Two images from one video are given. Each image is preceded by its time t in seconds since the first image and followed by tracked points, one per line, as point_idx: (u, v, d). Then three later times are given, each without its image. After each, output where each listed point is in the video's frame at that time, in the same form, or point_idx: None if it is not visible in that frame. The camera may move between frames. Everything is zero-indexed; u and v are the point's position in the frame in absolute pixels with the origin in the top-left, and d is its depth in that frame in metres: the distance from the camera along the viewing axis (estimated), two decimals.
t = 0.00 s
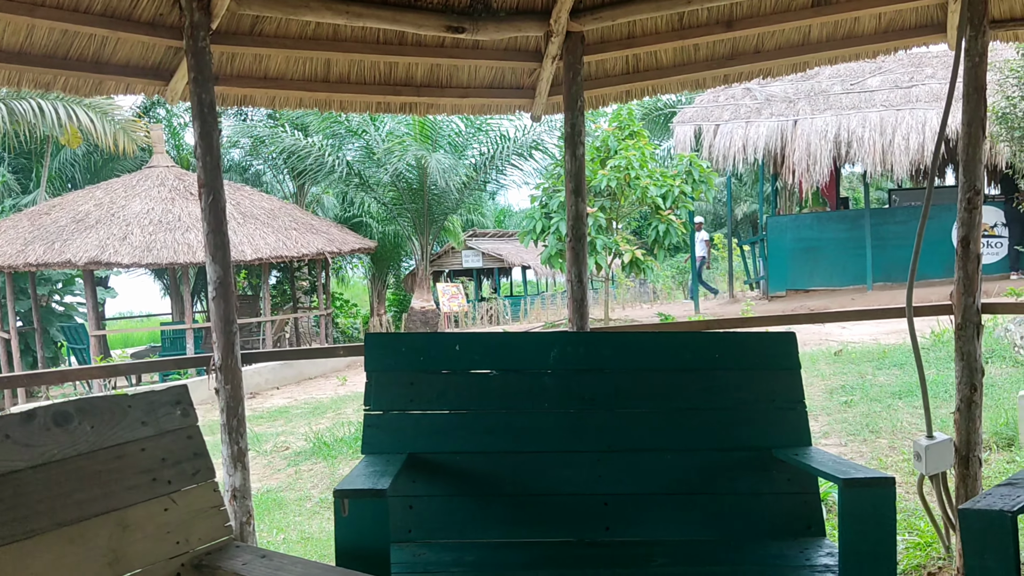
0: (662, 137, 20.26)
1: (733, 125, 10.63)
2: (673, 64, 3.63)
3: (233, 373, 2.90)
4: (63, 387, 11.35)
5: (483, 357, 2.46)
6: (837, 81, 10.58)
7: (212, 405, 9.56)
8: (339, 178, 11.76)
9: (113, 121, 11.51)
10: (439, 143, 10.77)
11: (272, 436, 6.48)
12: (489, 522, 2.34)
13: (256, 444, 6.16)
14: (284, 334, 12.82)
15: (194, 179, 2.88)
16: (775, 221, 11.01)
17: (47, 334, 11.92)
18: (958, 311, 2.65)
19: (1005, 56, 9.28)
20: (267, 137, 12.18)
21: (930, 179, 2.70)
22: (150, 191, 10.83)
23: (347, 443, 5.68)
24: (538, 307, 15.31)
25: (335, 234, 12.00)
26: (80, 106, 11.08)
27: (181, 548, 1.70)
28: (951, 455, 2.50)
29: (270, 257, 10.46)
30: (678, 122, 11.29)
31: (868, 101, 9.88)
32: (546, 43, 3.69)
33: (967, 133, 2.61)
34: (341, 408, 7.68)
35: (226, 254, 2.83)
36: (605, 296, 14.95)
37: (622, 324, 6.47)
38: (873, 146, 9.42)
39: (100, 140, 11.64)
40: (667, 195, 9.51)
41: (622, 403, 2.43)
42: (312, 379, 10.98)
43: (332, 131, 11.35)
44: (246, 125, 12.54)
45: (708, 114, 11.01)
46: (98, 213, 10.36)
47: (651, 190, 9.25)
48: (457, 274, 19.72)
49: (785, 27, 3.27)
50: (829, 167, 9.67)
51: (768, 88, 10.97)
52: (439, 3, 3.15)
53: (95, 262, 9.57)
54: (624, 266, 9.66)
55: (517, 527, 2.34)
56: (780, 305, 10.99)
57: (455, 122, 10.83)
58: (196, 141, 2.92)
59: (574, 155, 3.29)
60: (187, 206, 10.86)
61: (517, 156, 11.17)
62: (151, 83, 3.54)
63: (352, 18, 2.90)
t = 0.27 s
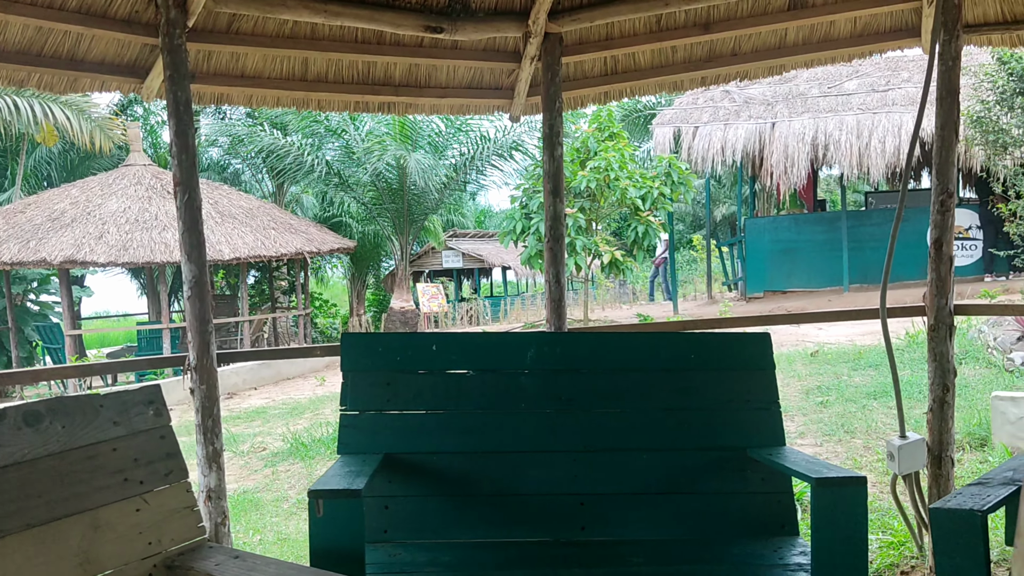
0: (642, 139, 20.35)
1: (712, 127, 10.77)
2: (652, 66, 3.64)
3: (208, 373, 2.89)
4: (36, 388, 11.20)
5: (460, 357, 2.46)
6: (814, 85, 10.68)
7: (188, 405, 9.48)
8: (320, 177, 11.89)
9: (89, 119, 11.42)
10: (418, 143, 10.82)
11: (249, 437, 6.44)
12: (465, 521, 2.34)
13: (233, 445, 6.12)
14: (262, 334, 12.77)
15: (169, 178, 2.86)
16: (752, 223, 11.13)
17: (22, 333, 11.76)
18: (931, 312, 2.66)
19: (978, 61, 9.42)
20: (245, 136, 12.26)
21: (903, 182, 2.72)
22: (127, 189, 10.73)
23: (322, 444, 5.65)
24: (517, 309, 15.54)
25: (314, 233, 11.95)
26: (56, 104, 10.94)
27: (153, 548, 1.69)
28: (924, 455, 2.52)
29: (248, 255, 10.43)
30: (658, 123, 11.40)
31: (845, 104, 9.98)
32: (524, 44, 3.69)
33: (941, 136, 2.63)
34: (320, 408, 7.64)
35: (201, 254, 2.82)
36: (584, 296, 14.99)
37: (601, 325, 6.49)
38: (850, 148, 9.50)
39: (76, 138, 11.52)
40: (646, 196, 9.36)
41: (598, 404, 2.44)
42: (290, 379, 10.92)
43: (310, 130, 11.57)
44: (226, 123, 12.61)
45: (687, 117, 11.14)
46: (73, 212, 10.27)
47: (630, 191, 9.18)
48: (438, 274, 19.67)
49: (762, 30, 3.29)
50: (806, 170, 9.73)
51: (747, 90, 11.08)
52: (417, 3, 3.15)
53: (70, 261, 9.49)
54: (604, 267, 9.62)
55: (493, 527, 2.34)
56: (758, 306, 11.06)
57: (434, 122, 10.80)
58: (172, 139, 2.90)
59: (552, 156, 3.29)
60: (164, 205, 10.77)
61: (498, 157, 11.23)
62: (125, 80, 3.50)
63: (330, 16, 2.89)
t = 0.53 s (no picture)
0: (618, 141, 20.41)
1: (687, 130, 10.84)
2: (627, 68, 3.66)
3: (178, 374, 2.87)
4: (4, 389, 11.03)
5: (432, 358, 2.45)
6: (788, 88, 10.78)
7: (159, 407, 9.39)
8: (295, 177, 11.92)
9: (60, 117, 11.27)
10: (393, 143, 10.88)
11: (221, 438, 6.40)
12: (438, 524, 2.33)
13: (204, 447, 6.06)
14: (235, 334, 12.63)
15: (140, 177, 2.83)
16: (727, 225, 11.29)
17: None
18: (900, 315, 2.69)
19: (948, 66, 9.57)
20: (218, 135, 12.14)
21: (873, 185, 2.75)
22: (98, 187, 10.60)
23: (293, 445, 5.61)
24: (494, 309, 15.57)
25: (288, 233, 11.89)
26: (26, 101, 10.68)
27: (118, 553, 1.67)
28: (892, 456, 2.54)
29: (221, 255, 10.35)
30: (634, 126, 11.57)
31: (819, 108, 10.08)
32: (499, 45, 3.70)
33: (911, 140, 2.66)
34: (294, 409, 7.60)
35: (171, 254, 2.80)
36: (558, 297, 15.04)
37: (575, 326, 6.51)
38: (823, 151, 9.58)
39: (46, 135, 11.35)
40: (621, 199, 9.44)
41: (570, 405, 2.44)
42: (264, 380, 10.84)
43: (286, 129, 11.37)
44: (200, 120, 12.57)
45: (662, 119, 11.25)
46: (43, 210, 10.15)
47: (606, 193, 9.28)
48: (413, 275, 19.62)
49: (735, 34, 3.32)
50: (780, 173, 9.86)
51: (722, 93, 11.16)
52: (391, 3, 3.14)
53: (39, 260, 9.41)
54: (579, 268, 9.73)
55: (465, 529, 2.33)
56: (732, 307, 11.15)
57: (410, 122, 10.89)
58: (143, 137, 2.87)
59: (526, 157, 3.29)
60: (136, 204, 10.64)
61: (474, 158, 11.33)
62: (94, 78, 3.45)
63: (303, 15, 2.87)
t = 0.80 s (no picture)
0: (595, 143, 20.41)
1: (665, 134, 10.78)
2: (603, 73, 3.67)
3: (150, 378, 2.85)
4: None
5: (407, 362, 2.45)
6: (764, 93, 10.85)
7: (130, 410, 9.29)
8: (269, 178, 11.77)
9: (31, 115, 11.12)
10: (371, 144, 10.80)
11: (194, 441, 6.36)
12: (411, 527, 2.32)
13: (177, 449, 6.02)
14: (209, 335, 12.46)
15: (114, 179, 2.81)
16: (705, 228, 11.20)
17: None
18: (872, 319, 2.72)
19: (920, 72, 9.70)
20: (194, 134, 12.08)
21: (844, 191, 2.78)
22: (71, 186, 10.47)
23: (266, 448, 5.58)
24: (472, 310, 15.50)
25: (264, 235, 11.87)
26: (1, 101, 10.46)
27: (86, 557, 1.83)
28: (864, 459, 2.55)
29: (195, 256, 10.28)
30: (612, 129, 11.46)
31: (794, 112, 10.20)
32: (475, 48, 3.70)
33: (882, 146, 2.70)
34: (268, 411, 7.57)
35: (144, 256, 2.80)
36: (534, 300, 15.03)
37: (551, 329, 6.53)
38: (798, 156, 9.70)
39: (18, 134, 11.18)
40: (599, 201, 9.39)
41: (544, 409, 2.42)
42: (239, 381, 10.77)
43: (261, 129, 11.54)
44: (176, 121, 12.53)
45: (640, 122, 11.23)
46: (14, 210, 10.03)
47: (583, 196, 9.24)
48: (389, 276, 19.53)
49: (709, 40, 3.35)
50: (755, 177, 9.94)
51: (699, 97, 11.14)
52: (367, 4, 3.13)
53: (11, 261, 9.36)
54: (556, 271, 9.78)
55: (438, 532, 2.32)
56: (708, 310, 11.21)
57: (388, 123, 10.87)
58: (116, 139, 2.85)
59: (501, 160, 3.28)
60: (109, 203, 10.52)
61: (451, 159, 11.34)
62: (65, 78, 3.40)
63: (277, 16, 2.86)
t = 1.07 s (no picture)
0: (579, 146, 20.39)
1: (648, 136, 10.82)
2: (585, 76, 3.67)
3: (128, 380, 2.85)
4: None
5: (388, 364, 2.44)
6: (747, 96, 10.89)
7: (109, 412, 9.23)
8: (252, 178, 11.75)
9: (12, 114, 11.20)
10: (354, 146, 10.66)
11: (175, 443, 6.33)
12: (391, 529, 2.31)
13: (157, 451, 5.99)
14: (190, 337, 12.42)
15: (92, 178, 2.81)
16: (687, 232, 11.20)
17: None
18: (851, 322, 2.74)
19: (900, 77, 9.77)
20: (175, 134, 11.77)
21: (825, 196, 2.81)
22: (50, 187, 10.40)
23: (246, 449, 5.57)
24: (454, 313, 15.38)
25: (246, 235, 11.78)
26: None
27: (61, 560, 1.81)
28: (841, 462, 2.57)
29: (176, 256, 10.21)
30: (597, 130, 11.36)
31: (775, 116, 10.20)
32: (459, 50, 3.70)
33: (862, 151, 2.72)
34: (250, 413, 7.55)
35: (122, 255, 2.80)
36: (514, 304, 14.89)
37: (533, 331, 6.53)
38: (781, 159, 9.74)
39: None
40: (582, 204, 9.54)
41: (526, 412, 2.42)
42: (220, 383, 10.73)
43: (243, 130, 11.26)
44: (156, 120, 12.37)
45: (623, 125, 11.17)
46: None
47: (567, 197, 9.39)
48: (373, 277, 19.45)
49: (691, 44, 3.36)
50: (738, 181, 9.99)
51: (682, 100, 11.16)
52: (349, 5, 3.12)
53: None
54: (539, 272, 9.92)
55: (419, 535, 2.31)
56: (691, 313, 11.24)
57: (372, 125, 10.62)
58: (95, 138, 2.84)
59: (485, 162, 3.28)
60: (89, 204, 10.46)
61: (435, 161, 11.22)
62: (43, 77, 3.38)
63: (257, 16, 2.85)
